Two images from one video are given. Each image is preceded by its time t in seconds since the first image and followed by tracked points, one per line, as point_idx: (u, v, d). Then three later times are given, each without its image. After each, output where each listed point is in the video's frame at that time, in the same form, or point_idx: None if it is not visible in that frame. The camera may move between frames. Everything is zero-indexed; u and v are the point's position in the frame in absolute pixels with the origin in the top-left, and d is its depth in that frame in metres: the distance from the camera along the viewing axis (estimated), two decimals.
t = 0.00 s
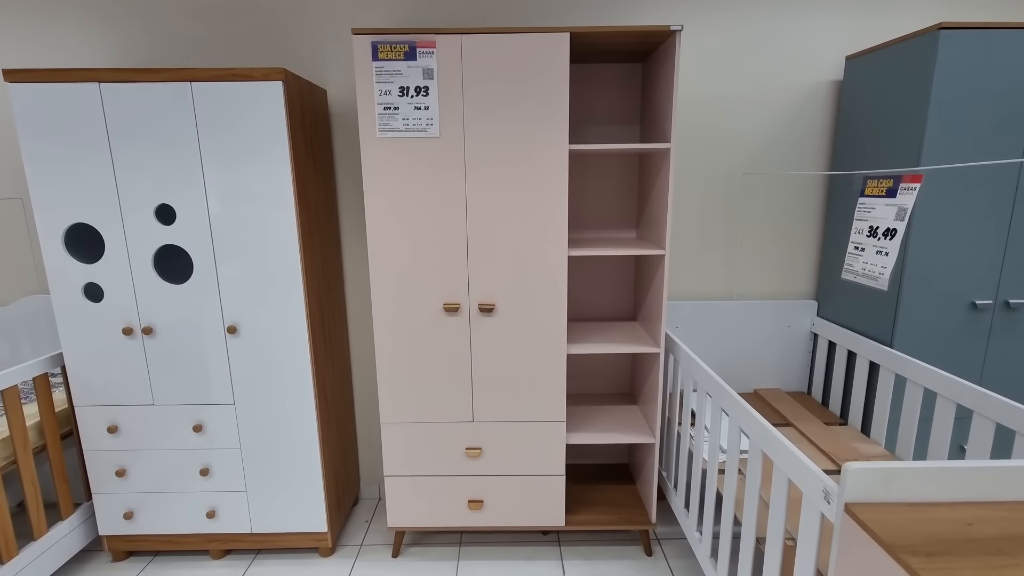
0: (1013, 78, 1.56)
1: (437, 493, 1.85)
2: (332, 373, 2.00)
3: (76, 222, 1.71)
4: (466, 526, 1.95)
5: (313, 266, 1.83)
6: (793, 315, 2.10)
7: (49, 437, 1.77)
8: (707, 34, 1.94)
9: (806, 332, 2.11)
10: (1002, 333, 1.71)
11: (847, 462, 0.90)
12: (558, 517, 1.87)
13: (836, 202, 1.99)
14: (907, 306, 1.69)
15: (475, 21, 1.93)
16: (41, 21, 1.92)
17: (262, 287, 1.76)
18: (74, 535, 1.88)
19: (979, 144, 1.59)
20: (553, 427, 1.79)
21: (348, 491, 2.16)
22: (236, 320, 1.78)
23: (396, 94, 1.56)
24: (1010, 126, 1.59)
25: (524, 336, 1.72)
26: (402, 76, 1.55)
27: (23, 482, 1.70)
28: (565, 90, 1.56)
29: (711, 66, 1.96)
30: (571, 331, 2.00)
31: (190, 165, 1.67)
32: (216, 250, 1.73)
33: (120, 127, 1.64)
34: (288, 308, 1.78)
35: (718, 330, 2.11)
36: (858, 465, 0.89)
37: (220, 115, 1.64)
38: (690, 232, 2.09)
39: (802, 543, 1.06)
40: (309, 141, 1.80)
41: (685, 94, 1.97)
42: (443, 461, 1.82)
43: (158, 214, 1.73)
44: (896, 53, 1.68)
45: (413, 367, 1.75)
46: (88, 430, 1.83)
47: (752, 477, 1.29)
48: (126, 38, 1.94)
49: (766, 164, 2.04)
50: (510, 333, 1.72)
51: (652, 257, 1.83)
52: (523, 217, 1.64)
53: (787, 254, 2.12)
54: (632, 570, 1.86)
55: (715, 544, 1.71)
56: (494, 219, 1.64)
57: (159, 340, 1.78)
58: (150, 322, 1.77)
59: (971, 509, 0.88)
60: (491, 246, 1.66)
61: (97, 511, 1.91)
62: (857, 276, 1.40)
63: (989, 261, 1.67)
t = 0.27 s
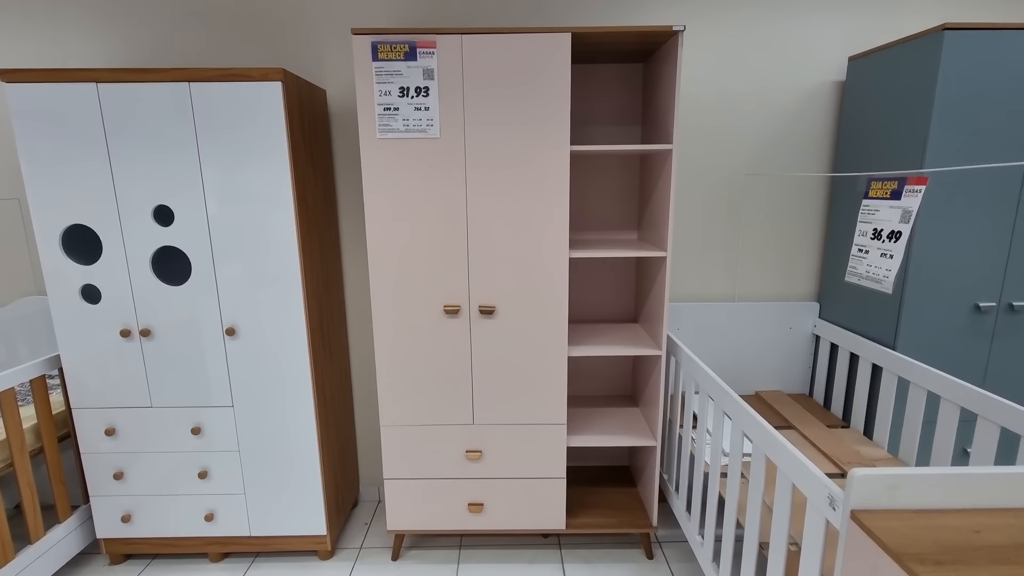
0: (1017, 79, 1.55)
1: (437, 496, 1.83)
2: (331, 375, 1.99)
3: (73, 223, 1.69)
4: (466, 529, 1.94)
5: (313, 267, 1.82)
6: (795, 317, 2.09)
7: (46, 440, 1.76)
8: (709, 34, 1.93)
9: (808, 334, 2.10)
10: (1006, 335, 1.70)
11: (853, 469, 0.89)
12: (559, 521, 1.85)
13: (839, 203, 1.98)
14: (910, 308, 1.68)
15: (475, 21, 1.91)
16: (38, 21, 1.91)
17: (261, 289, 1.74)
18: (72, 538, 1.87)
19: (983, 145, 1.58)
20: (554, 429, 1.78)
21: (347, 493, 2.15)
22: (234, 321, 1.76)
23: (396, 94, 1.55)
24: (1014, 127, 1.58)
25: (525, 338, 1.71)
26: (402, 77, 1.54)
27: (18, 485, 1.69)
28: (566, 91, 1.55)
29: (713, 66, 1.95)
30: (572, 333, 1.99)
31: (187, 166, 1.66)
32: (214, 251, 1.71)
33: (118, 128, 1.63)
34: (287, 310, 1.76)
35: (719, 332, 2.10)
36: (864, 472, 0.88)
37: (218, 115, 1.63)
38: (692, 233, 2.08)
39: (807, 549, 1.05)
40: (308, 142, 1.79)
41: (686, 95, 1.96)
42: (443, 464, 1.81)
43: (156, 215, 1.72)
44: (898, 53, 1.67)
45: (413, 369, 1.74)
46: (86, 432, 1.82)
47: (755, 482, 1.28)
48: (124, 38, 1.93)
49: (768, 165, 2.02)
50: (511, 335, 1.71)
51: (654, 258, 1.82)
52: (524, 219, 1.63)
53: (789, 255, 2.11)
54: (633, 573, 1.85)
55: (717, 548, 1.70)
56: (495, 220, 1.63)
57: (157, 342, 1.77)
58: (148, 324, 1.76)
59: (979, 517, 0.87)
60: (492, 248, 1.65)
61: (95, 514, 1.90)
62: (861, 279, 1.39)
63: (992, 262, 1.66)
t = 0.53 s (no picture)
0: None
1: (440, 507, 1.81)
2: (332, 382, 1.96)
3: (70, 229, 1.66)
4: (469, 539, 1.91)
5: (314, 273, 1.79)
6: (801, 324, 2.07)
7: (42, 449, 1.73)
8: (716, 38, 1.90)
9: (814, 341, 2.08)
10: (1018, 344, 1.68)
11: (872, 489, 0.87)
12: (563, 531, 1.83)
13: (846, 208, 1.96)
14: (921, 316, 1.66)
15: (479, 24, 1.89)
16: (34, 23, 1.88)
17: (261, 296, 1.71)
18: (68, 549, 1.84)
19: (996, 152, 1.56)
20: (559, 439, 1.75)
21: (348, 502, 2.12)
22: (234, 329, 1.73)
23: (399, 99, 1.52)
24: None
25: (529, 346, 1.68)
26: (405, 81, 1.51)
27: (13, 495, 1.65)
28: (572, 95, 1.52)
29: (720, 70, 1.92)
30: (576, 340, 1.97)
31: (186, 171, 1.63)
32: (214, 258, 1.68)
33: (115, 132, 1.60)
34: (288, 317, 1.73)
35: (725, 339, 2.07)
36: (884, 493, 0.85)
37: (218, 120, 1.60)
38: (698, 239, 2.06)
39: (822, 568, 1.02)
40: (309, 146, 1.76)
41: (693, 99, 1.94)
42: (446, 474, 1.78)
43: (154, 221, 1.69)
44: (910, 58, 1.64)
45: (416, 378, 1.71)
46: (83, 441, 1.79)
47: (767, 497, 1.25)
48: (122, 40, 1.90)
49: (776, 170, 2.00)
50: (515, 343, 1.68)
51: (660, 265, 1.79)
52: (529, 226, 1.60)
53: (796, 261, 2.08)
54: None
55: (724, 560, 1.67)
56: (499, 227, 1.60)
57: (155, 350, 1.74)
58: (146, 331, 1.73)
59: (1003, 539, 0.85)
60: (496, 255, 1.62)
61: (91, 524, 1.87)
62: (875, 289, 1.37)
63: (1005, 270, 1.63)
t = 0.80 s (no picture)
0: None
1: (447, 524, 1.74)
2: (336, 394, 1.89)
3: (63, 236, 1.60)
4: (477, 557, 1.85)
5: (316, 282, 1.72)
6: (819, 334, 2.00)
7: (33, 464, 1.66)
8: (732, 39, 1.84)
9: (832, 351, 2.01)
10: None
11: (923, 523, 0.80)
12: (575, 549, 1.76)
13: (866, 215, 1.90)
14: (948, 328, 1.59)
15: (488, 24, 1.83)
16: (27, 23, 1.82)
17: (261, 305, 1.65)
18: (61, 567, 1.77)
19: None
20: (571, 454, 1.69)
21: (351, 517, 2.05)
22: (234, 340, 1.67)
23: (406, 102, 1.45)
24: None
25: (541, 358, 1.62)
26: (414, 82, 1.45)
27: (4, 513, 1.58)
28: (587, 98, 1.46)
29: (737, 71, 1.86)
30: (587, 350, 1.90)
31: (185, 176, 1.57)
32: (213, 266, 1.62)
33: (111, 135, 1.54)
34: (290, 328, 1.67)
35: (741, 349, 2.01)
36: (937, 528, 0.79)
37: (218, 122, 1.53)
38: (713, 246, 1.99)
39: None
40: (312, 150, 1.69)
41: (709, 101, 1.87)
42: (453, 490, 1.72)
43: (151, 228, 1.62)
44: (938, 59, 1.59)
45: (423, 391, 1.65)
46: (76, 456, 1.72)
47: (796, 521, 1.19)
48: (119, 41, 1.84)
49: (793, 175, 1.94)
50: (526, 355, 1.62)
51: (676, 274, 1.73)
52: (541, 233, 1.54)
53: (814, 269, 2.02)
54: None
55: None
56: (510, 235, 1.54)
57: (151, 361, 1.67)
58: (142, 342, 1.66)
59: None
60: (507, 263, 1.56)
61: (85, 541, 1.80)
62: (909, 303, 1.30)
63: None
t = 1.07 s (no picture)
0: None
1: (464, 562, 1.62)
2: (344, 420, 1.78)
3: (55, 257, 1.50)
4: None
5: (325, 303, 1.62)
6: (854, 354, 1.90)
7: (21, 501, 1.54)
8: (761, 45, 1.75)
9: (869, 372, 1.91)
10: None
11: None
12: None
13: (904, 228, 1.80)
14: (1002, 350, 1.49)
15: (506, 30, 1.74)
16: (22, 32, 1.73)
17: (267, 329, 1.55)
18: None
19: None
20: (598, 486, 1.58)
21: (360, 550, 1.93)
22: (237, 366, 1.57)
23: (423, 112, 1.36)
24: None
25: (565, 384, 1.51)
26: (431, 91, 1.36)
27: None
28: (616, 106, 1.37)
29: (766, 79, 1.77)
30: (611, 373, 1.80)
31: (186, 191, 1.47)
32: (215, 287, 1.52)
33: (107, 149, 1.44)
34: (296, 353, 1.56)
35: (772, 371, 1.90)
36: None
37: (221, 135, 1.44)
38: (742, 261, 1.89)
39: None
40: (321, 163, 1.60)
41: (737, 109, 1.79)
42: (471, 525, 1.60)
43: (150, 247, 1.53)
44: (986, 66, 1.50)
45: (439, 420, 1.54)
46: (68, 491, 1.61)
47: (860, 571, 1.07)
48: (118, 50, 1.75)
49: (826, 186, 1.84)
50: (550, 381, 1.51)
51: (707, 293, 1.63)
52: (566, 251, 1.44)
53: (847, 285, 1.92)
54: None
55: None
56: (534, 253, 1.44)
57: (149, 389, 1.57)
58: (139, 369, 1.56)
59: None
60: (530, 283, 1.45)
61: None
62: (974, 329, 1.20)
63: None
